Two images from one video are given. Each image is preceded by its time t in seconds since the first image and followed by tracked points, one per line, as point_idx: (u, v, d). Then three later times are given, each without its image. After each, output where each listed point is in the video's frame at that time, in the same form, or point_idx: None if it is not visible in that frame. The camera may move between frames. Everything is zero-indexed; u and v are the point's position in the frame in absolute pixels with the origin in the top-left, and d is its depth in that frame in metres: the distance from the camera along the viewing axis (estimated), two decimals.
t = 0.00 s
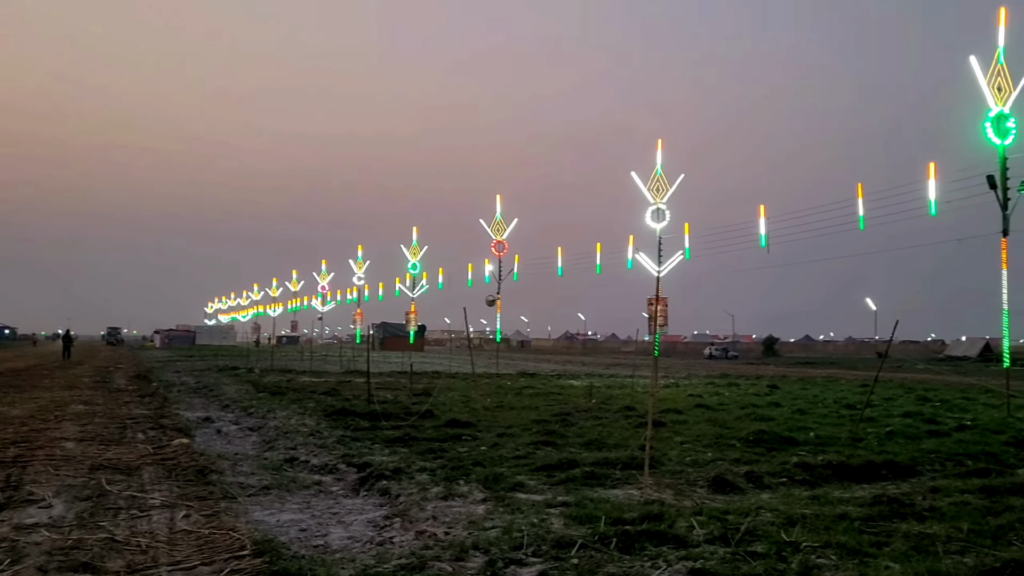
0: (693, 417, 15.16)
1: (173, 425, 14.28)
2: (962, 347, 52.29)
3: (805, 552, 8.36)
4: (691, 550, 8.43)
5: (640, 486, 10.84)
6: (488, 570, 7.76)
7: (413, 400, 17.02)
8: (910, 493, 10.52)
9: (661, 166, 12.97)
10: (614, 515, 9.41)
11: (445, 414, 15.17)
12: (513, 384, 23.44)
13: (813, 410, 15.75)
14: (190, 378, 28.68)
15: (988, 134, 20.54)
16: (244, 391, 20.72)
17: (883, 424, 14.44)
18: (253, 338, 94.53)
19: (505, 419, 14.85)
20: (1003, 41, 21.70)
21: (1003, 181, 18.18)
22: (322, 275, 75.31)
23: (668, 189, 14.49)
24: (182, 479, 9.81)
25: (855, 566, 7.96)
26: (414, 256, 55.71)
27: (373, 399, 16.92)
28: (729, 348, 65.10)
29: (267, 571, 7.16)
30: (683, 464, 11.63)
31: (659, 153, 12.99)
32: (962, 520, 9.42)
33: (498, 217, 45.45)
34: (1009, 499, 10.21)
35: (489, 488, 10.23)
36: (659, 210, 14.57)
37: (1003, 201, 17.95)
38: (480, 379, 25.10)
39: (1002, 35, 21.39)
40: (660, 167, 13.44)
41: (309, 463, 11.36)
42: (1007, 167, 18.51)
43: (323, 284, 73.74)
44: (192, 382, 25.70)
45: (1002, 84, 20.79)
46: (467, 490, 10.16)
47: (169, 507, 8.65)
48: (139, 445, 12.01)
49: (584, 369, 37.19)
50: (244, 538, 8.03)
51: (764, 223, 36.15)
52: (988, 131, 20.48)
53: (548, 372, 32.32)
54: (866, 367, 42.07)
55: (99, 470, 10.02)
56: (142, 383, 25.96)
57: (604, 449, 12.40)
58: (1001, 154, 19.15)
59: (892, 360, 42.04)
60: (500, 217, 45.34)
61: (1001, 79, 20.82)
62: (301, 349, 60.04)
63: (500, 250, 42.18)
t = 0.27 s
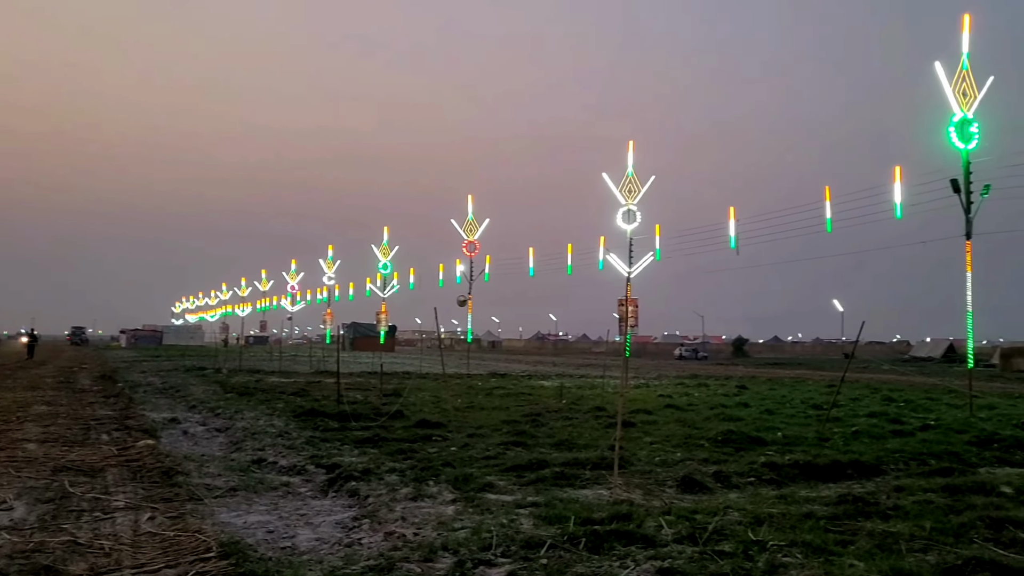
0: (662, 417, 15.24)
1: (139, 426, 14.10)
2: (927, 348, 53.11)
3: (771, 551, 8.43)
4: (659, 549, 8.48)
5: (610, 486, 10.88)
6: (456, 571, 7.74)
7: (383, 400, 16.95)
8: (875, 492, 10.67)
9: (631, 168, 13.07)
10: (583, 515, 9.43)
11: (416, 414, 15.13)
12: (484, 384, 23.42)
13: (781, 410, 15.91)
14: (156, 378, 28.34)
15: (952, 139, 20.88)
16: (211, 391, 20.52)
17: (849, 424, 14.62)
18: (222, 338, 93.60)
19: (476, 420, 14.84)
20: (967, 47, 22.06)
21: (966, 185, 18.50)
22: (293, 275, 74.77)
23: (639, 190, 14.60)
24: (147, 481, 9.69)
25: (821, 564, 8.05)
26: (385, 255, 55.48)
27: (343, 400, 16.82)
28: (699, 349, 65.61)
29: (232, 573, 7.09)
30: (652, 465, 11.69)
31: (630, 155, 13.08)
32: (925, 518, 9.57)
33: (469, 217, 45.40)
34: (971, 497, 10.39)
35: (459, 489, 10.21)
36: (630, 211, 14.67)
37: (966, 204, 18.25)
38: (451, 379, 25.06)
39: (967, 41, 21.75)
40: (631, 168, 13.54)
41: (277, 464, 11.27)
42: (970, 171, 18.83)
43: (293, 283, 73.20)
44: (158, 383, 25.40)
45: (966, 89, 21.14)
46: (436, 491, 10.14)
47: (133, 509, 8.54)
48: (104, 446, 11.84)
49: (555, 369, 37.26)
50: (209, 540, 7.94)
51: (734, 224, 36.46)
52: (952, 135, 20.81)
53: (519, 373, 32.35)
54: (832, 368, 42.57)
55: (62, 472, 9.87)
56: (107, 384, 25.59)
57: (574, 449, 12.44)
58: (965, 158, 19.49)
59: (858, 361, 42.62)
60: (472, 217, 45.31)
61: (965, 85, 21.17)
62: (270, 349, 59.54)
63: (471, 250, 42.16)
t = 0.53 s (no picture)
0: (631, 418, 15.31)
1: (103, 427, 13.89)
2: (892, 349, 53.92)
3: (738, 550, 8.50)
4: (627, 549, 8.51)
5: (578, 486, 10.92)
6: (424, 573, 7.72)
7: (352, 401, 16.87)
8: (840, 491, 10.80)
9: (602, 170, 13.16)
10: (552, 515, 9.45)
11: (385, 415, 15.07)
12: (454, 385, 23.39)
13: (749, 410, 16.06)
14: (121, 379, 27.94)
15: (917, 143, 21.23)
16: (177, 392, 20.29)
17: (815, 424, 14.79)
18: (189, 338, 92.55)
19: (446, 421, 14.82)
20: (931, 53, 22.41)
21: (930, 188, 18.82)
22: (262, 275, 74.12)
23: (609, 192, 14.68)
24: (111, 483, 9.55)
25: (786, 563, 8.13)
26: (356, 255, 55.21)
27: (311, 401, 16.70)
28: (668, 350, 66.12)
29: None
30: (621, 465, 11.75)
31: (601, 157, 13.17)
32: (888, 517, 9.71)
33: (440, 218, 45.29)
34: (933, 496, 10.57)
35: (428, 490, 10.18)
36: (601, 213, 14.74)
37: (930, 207, 18.54)
38: (421, 380, 24.97)
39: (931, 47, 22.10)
40: (602, 169, 13.63)
41: (244, 465, 11.16)
42: (934, 175, 19.13)
43: (262, 283, 72.56)
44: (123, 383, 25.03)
45: (931, 94, 21.47)
46: (405, 492, 10.10)
47: (96, 512, 8.41)
48: (66, 448, 11.64)
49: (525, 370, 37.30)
50: (174, 542, 7.85)
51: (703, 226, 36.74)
52: (917, 140, 21.13)
53: (489, 373, 32.35)
54: (799, 368, 43.06)
55: (22, 474, 9.69)
56: (70, 384, 25.16)
57: (543, 450, 12.46)
58: (929, 162, 19.82)
59: (825, 361, 43.16)
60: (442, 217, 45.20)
61: (929, 90, 21.51)
62: (239, 349, 58.98)
63: (442, 250, 42.07)
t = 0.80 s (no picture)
0: (604, 418, 15.35)
1: (69, 428, 13.68)
2: (861, 349, 54.61)
3: (708, 549, 8.55)
4: (598, 548, 8.54)
5: (551, 486, 10.94)
6: (395, 574, 7.68)
7: (324, 401, 16.78)
8: (809, 491, 10.91)
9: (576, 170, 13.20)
10: (524, 515, 9.46)
11: (357, 415, 14.99)
12: (427, 385, 23.33)
13: (721, 411, 16.17)
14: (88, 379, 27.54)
15: (885, 146, 21.51)
16: (146, 392, 20.04)
17: (785, 424, 14.91)
18: (159, 338, 91.46)
19: (419, 420, 14.78)
20: (901, 58, 22.71)
21: (899, 192, 19.07)
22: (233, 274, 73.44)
23: (583, 193, 14.75)
24: (77, 485, 9.41)
25: (755, 562, 8.19)
26: (328, 255, 54.89)
27: (282, 401, 16.59)
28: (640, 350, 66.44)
29: None
30: (593, 465, 11.78)
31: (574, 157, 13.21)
32: (856, 516, 9.82)
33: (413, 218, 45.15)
34: (900, 495, 10.71)
35: (399, 490, 10.14)
36: (574, 213, 14.79)
37: (899, 210, 18.79)
38: (394, 380, 24.86)
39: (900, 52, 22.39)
40: (576, 170, 13.68)
41: (213, 466, 11.05)
42: (902, 178, 19.38)
43: (233, 282, 71.90)
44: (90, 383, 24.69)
45: (900, 98, 21.76)
46: (376, 492, 10.06)
47: (61, 514, 8.28)
48: (30, 449, 11.46)
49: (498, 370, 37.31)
50: (141, 544, 7.75)
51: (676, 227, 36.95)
52: (886, 143, 21.41)
53: (462, 374, 32.31)
54: (770, 369, 43.45)
55: None
56: (36, 384, 24.77)
57: (516, 450, 12.46)
58: (898, 165, 20.09)
59: (795, 362, 43.56)
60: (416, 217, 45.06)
61: (898, 94, 21.79)
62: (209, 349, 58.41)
63: (415, 250, 41.95)
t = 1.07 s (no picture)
0: (573, 418, 15.38)
1: (29, 428, 13.45)
2: (826, 350, 55.29)
3: (675, 548, 8.61)
4: (566, 548, 8.56)
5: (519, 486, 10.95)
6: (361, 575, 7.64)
7: (291, 401, 16.65)
8: (775, 489, 11.03)
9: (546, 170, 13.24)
10: (492, 515, 9.45)
11: (325, 415, 14.90)
12: (395, 385, 23.22)
13: (688, 410, 16.29)
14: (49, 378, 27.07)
15: (851, 149, 21.80)
16: (109, 392, 19.75)
17: (752, 424, 15.05)
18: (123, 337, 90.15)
19: (387, 420, 14.72)
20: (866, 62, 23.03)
21: (864, 194, 19.34)
22: (200, 273, 72.61)
23: (553, 193, 14.79)
24: (37, 486, 9.25)
25: (721, 560, 8.26)
26: (297, 254, 54.47)
27: (249, 401, 16.43)
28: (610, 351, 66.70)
29: None
30: (561, 465, 11.80)
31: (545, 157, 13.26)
32: (821, 514, 9.94)
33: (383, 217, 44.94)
34: (863, 493, 10.85)
35: (366, 491, 10.09)
36: (544, 214, 14.84)
37: (864, 212, 19.05)
38: (363, 380, 24.72)
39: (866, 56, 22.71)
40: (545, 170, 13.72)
41: (178, 467, 10.92)
42: (867, 181, 19.66)
43: (200, 281, 71.09)
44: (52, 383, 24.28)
45: (865, 102, 22.07)
46: (343, 493, 9.99)
47: (20, 516, 8.13)
48: None
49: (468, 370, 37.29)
50: (103, 546, 7.64)
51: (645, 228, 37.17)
52: (851, 146, 21.70)
53: (431, 373, 32.24)
54: (737, 369, 43.85)
55: None
56: None
57: (484, 450, 12.45)
58: (863, 168, 20.37)
59: (761, 362, 44.00)
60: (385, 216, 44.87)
61: (864, 98, 22.10)
62: (174, 348, 57.67)
63: (384, 250, 41.77)
